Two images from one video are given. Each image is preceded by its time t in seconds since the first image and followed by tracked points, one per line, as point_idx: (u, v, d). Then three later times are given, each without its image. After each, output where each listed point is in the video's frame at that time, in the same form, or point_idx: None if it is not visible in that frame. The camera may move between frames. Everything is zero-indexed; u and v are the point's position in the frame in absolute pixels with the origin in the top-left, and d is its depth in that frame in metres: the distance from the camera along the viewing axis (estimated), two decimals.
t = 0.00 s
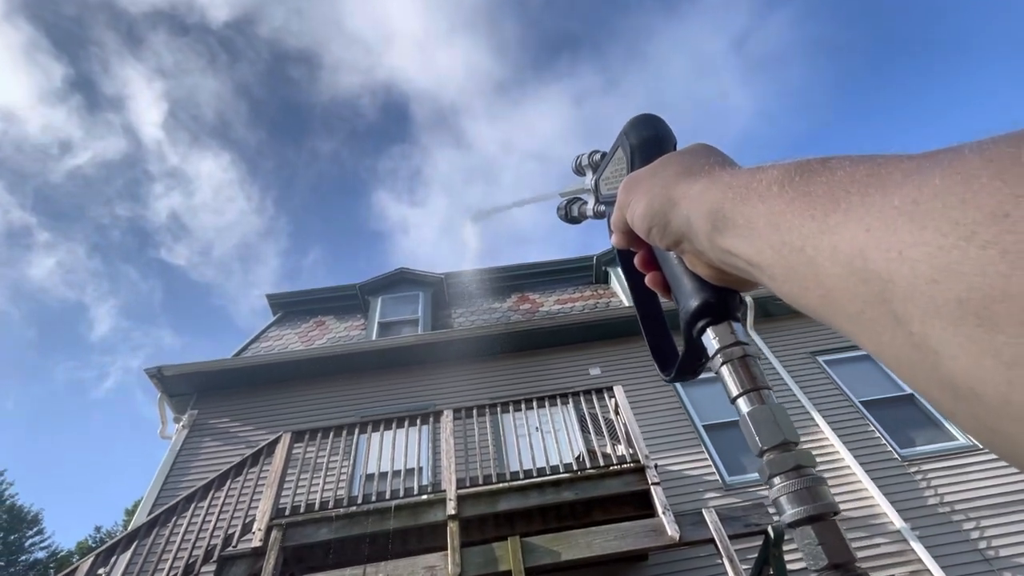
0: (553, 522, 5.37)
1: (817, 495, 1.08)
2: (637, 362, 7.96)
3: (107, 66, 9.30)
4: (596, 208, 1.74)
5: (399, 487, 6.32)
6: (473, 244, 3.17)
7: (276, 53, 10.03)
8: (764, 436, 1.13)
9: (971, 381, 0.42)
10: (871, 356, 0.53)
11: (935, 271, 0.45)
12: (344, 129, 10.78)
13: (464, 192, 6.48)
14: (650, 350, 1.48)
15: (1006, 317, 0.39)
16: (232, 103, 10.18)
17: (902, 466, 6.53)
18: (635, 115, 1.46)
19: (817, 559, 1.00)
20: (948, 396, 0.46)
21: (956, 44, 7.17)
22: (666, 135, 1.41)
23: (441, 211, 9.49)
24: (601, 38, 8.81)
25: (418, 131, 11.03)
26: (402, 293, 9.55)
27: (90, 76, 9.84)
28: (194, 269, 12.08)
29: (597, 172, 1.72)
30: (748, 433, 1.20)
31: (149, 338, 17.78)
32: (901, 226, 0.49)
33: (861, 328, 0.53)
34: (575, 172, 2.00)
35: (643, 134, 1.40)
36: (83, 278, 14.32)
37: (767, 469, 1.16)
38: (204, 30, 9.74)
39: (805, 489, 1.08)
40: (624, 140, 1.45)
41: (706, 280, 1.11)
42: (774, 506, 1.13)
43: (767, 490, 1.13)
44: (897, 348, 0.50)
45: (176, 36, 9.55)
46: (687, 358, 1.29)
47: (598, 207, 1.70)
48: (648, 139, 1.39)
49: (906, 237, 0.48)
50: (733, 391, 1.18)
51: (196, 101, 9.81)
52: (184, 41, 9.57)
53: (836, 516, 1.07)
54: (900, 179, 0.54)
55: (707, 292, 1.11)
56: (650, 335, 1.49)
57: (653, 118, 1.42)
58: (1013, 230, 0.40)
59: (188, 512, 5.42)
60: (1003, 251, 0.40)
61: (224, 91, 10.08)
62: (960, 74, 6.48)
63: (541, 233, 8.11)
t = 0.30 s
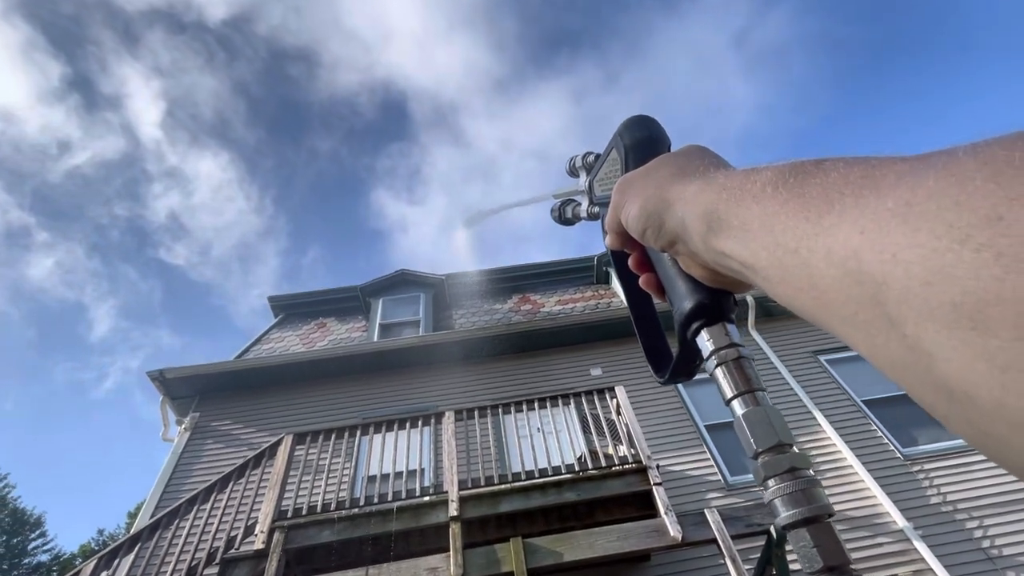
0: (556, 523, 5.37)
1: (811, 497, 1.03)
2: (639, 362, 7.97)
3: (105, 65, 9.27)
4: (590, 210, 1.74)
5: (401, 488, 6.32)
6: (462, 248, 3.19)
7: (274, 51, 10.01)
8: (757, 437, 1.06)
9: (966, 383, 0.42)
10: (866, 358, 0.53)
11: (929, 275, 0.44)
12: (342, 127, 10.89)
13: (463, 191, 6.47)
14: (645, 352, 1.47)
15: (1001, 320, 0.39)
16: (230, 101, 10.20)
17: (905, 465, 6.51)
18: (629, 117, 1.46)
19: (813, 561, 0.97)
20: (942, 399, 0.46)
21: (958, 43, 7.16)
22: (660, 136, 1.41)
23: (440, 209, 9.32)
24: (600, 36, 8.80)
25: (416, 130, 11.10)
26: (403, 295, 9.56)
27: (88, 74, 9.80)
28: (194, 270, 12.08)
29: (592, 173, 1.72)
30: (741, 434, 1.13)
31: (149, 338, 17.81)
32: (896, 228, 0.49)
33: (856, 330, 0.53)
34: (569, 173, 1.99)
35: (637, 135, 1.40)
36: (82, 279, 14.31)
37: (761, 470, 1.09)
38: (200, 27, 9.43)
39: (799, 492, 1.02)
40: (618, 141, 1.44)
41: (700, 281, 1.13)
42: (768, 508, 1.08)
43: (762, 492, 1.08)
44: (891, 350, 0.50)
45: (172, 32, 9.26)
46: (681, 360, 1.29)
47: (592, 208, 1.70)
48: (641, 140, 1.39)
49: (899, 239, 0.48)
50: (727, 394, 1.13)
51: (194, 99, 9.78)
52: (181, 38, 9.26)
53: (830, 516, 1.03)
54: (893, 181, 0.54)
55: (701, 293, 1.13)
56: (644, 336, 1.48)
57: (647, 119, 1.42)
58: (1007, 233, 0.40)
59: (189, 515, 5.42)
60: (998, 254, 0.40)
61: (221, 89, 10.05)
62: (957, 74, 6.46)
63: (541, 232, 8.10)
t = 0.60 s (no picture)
0: (557, 524, 5.37)
1: (809, 489, 1.04)
2: (640, 362, 7.97)
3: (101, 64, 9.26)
4: (588, 205, 1.74)
5: (403, 490, 6.33)
6: (460, 249, 3.21)
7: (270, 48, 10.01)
8: (756, 430, 1.10)
9: (963, 369, 0.43)
10: (864, 347, 0.53)
11: (925, 262, 0.44)
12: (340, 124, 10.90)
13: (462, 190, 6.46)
14: (643, 349, 1.47)
15: (994, 307, 0.39)
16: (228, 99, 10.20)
17: (907, 463, 6.50)
18: (627, 112, 1.46)
19: (810, 552, 1.01)
20: (939, 385, 0.46)
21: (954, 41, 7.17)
22: (659, 131, 1.41)
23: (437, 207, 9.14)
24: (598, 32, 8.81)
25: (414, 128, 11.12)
26: (404, 296, 9.58)
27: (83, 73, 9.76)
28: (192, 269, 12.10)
29: (590, 169, 1.72)
30: (740, 428, 1.18)
31: (147, 338, 17.81)
32: (892, 216, 0.49)
33: (854, 320, 0.53)
34: (568, 169, 1.99)
35: (636, 130, 1.40)
36: (81, 279, 14.32)
37: (759, 463, 1.11)
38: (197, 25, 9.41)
39: (797, 483, 1.04)
40: (617, 136, 1.44)
41: (697, 275, 1.11)
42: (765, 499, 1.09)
43: (759, 485, 1.09)
44: (889, 338, 0.50)
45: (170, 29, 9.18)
46: (679, 354, 1.28)
47: (590, 204, 1.70)
48: (640, 135, 1.39)
49: (897, 227, 0.48)
50: (725, 386, 1.17)
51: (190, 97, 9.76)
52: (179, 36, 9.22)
53: (829, 508, 1.04)
54: (890, 171, 0.53)
55: (699, 287, 1.11)
56: (643, 333, 1.48)
57: (646, 115, 1.42)
58: (1001, 219, 0.39)
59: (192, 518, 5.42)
60: (992, 240, 0.39)
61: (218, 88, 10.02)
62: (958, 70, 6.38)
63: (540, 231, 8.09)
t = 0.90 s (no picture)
0: (558, 524, 5.36)
1: (803, 482, 1.03)
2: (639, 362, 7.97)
3: (97, 63, 9.23)
4: (584, 202, 1.74)
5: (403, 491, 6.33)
6: (456, 249, 3.21)
7: (267, 46, 10.00)
8: (749, 423, 1.08)
9: (958, 360, 0.42)
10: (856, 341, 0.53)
11: (919, 252, 0.44)
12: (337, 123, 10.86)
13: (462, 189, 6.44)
14: (638, 348, 1.46)
15: (988, 295, 0.39)
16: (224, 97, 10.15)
17: (908, 463, 6.50)
18: (623, 107, 1.46)
19: (803, 545, 0.98)
20: (931, 376, 0.46)
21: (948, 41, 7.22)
22: (654, 126, 1.41)
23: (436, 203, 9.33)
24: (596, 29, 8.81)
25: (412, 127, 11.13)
26: (404, 297, 9.58)
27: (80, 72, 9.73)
28: (190, 269, 12.08)
29: (585, 165, 1.72)
30: (734, 423, 1.15)
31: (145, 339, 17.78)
32: (886, 206, 0.49)
33: (847, 313, 0.53)
34: (563, 166, 2.00)
35: (631, 124, 1.40)
36: (77, 279, 14.28)
37: (752, 457, 1.10)
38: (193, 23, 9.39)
39: (791, 476, 1.03)
40: (612, 131, 1.44)
41: (692, 270, 1.13)
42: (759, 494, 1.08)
43: (753, 479, 1.09)
44: (882, 330, 0.49)
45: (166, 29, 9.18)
46: (673, 350, 1.28)
47: (585, 200, 1.70)
48: (635, 130, 1.39)
49: (890, 218, 0.48)
50: (719, 381, 1.12)
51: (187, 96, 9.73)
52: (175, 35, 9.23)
53: (823, 503, 1.04)
54: (883, 163, 0.54)
55: (693, 281, 1.12)
56: (639, 332, 1.47)
57: (641, 109, 1.42)
58: (996, 209, 0.40)
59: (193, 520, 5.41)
60: (985, 229, 0.40)
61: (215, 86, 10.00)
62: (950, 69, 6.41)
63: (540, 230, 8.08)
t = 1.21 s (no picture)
0: (558, 525, 5.36)
1: (793, 480, 1.03)
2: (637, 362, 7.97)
3: (90, 61, 9.20)
4: (577, 202, 1.75)
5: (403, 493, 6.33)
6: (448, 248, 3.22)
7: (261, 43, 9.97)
8: (741, 421, 1.08)
9: (943, 354, 0.43)
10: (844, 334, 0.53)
11: (905, 244, 0.45)
12: (332, 120, 10.84)
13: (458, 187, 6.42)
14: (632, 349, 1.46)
15: (972, 288, 0.39)
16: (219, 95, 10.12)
17: (906, 462, 6.51)
18: (614, 105, 1.45)
19: (795, 542, 1.01)
20: (917, 368, 0.46)
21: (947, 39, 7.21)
22: (645, 124, 1.41)
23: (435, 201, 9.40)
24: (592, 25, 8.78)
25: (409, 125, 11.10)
26: (402, 298, 9.58)
27: (73, 70, 9.70)
28: (185, 269, 12.04)
29: (578, 165, 1.73)
30: (726, 419, 1.14)
31: (139, 338, 17.72)
32: (872, 200, 0.49)
33: (836, 309, 0.53)
34: (557, 165, 2.00)
35: (622, 123, 1.40)
36: (72, 279, 14.22)
37: (744, 454, 1.10)
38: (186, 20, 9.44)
39: (782, 474, 1.03)
40: (604, 130, 1.44)
41: (684, 268, 1.11)
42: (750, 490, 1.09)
43: (744, 475, 1.09)
44: (869, 324, 0.50)
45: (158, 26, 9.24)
46: (666, 348, 1.28)
47: (579, 200, 1.71)
48: (627, 128, 1.39)
49: (876, 213, 0.48)
50: (710, 378, 1.13)
51: (181, 94, 9.70)
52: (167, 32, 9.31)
53: (812, 497, 1.05)
54: (870, 157, 0.54)
55: (685, 279, 1.11)
56: (632, 332, 1.46)
57: (632, 108, 1.42)
58: (979, 201, 0.40)
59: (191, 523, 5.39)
60: (968, 223, 0.40)
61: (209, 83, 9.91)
62: (946, 66, 6.33)
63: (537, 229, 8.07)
